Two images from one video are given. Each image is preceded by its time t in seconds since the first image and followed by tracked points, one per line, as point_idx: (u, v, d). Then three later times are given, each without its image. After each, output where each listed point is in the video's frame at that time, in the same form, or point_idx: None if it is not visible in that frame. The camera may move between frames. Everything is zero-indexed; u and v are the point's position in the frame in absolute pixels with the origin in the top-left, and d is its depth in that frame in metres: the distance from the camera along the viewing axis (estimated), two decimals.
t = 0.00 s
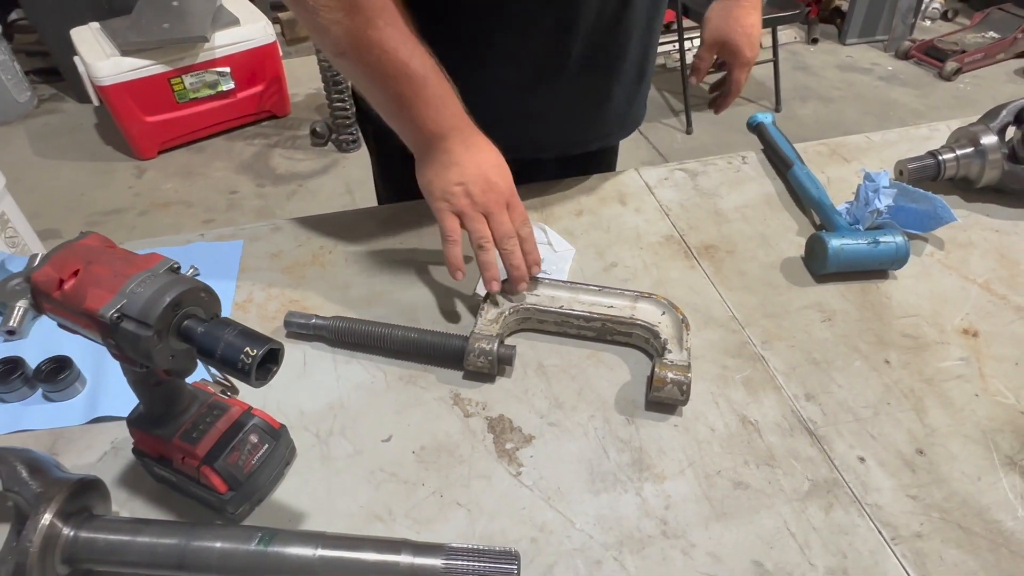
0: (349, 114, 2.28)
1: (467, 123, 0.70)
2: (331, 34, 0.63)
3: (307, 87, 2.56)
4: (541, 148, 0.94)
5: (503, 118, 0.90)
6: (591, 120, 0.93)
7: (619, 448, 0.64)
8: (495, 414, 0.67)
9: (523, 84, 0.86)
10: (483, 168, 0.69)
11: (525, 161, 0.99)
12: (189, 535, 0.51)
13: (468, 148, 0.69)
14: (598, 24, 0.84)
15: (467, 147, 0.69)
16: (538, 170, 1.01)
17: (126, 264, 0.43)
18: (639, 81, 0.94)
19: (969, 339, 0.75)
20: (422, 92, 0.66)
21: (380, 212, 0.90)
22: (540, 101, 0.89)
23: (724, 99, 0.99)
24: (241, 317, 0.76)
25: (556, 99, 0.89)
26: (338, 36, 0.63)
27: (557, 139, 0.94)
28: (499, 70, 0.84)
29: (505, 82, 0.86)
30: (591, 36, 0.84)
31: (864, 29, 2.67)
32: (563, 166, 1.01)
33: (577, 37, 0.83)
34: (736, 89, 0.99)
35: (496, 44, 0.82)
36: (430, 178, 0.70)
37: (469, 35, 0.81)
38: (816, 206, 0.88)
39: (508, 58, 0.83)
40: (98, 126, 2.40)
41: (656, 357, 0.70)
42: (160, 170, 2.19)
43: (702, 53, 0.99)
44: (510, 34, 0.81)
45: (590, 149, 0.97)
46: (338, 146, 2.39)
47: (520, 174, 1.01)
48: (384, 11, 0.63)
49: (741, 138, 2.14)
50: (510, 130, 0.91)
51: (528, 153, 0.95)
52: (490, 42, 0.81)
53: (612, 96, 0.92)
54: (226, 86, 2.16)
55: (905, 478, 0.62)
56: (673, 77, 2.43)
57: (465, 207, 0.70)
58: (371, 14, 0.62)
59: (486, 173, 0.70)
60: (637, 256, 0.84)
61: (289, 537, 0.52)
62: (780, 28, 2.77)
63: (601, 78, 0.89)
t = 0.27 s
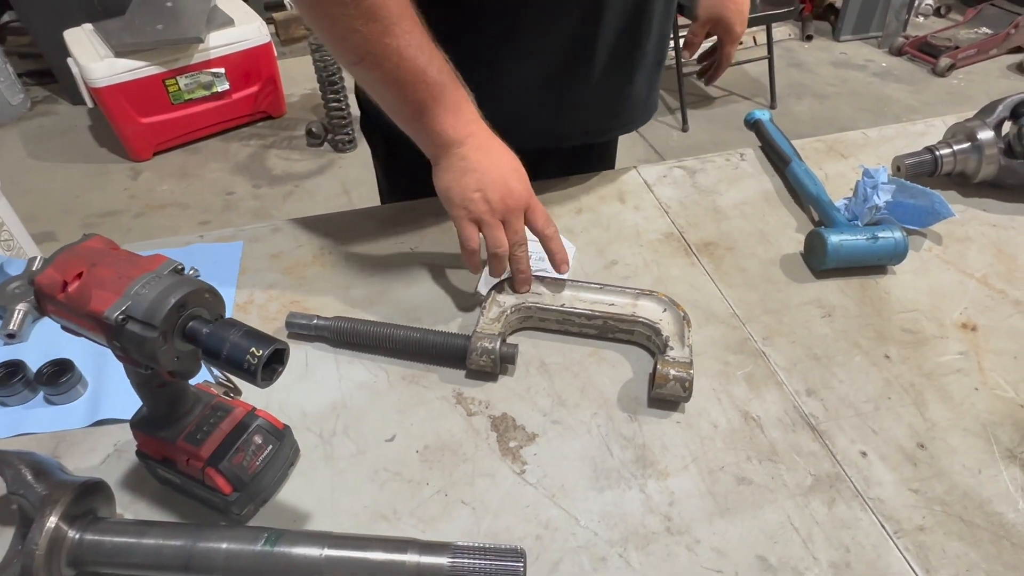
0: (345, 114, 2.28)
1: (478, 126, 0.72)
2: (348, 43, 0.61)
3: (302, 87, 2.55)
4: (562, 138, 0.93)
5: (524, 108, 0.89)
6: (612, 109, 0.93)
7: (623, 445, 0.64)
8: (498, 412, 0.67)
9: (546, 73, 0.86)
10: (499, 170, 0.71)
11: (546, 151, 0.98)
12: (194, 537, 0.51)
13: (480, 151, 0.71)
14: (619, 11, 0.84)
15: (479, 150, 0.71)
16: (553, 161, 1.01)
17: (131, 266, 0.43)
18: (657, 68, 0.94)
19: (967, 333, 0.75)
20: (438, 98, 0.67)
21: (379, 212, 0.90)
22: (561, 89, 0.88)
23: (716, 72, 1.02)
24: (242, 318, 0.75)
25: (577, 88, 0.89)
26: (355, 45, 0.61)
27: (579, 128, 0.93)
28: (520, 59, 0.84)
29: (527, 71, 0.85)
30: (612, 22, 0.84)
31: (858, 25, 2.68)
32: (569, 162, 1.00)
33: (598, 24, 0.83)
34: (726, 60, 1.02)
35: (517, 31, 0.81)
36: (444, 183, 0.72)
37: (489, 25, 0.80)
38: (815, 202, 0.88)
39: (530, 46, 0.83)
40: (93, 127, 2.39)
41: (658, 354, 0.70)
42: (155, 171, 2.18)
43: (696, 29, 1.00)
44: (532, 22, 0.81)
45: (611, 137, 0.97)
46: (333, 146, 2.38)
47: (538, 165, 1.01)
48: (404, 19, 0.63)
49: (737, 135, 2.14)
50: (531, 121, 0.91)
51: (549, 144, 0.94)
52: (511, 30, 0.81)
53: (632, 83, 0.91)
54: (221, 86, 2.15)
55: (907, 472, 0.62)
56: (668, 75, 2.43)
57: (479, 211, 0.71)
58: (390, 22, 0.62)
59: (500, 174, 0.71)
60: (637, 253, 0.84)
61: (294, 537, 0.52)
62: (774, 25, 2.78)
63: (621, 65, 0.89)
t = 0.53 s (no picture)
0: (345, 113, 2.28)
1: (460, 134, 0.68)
2: (325, 41, 0.60)
3: (303, 86, 2.55)
4: (561, 137, 0.93)
5: (526, 106, 0.89)
6: (610, 107, 0.93)
7: (624, 436, 0.65)
8: (501, 405, 0.67)
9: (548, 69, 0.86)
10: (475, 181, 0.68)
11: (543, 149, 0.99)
12: (201, 529, 0.52)
13: (458, 161, 0.68)
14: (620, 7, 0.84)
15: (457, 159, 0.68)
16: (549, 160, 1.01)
17: (136, 261, 0.44)
18: (651, 66, 0.95)
19: (967, 323, 0.75)
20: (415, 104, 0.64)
21: (381, 208, 0.90)
22: (561, 87, 0.88)
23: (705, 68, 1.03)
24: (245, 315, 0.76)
25: (579, 85, 0.89)
26: (332, 44, 0.60)
27: (577, 126, 0.93)
28: (524, 54, 0.84)
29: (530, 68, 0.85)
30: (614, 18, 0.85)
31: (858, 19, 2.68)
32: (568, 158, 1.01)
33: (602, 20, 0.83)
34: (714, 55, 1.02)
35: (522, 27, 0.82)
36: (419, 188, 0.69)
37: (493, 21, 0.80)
38: (815, 194, 0.88)
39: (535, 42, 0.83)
40: (94, 128, 2.40)
41: (659, 346, 0.71)
42: (157, 172, 2.19)
43: (688, 24, 0.99)
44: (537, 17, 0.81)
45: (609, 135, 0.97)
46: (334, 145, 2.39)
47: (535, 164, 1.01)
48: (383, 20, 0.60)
49: (737, 130, 2.15)
50: (531, 119, 0.91)
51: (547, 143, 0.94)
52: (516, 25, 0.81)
53: (630, 80, 0.92)
54: (221, 86, 2.15)
55: (907, 461, 0.63)
56: (668, 71, 2.43)
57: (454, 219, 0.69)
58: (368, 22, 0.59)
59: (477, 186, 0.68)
60: (638, 247, 0.84)
61: (300, 529, 0.52)
62: (774, 19, 2.78)
63: (620, 62, 0.89)
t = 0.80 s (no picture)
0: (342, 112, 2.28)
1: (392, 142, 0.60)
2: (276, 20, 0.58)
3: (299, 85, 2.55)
4: (556, 134, 0.94)
5: (520, 103, 0.89)
6: (606, 104, 0.93)
7: (622, 431, 0.64)
8: (498, 400, 0.67)
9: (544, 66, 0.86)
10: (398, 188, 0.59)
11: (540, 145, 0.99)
12: (197, 525, 0.51)
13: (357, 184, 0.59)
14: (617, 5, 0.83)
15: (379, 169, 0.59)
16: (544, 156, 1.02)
17: (128, 255, 0.43)
18: (646, 62, 0.94)
19: (965, 316, 0.75)
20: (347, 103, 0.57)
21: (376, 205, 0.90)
22: (557, 84, 0.88)
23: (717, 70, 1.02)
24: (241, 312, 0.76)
25: (575, 83, 0.89)
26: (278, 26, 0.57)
27: (572, 124, 0.93)
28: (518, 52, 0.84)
29: (525, 66, 0.85)
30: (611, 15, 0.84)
31: (854, 16, 2.69)
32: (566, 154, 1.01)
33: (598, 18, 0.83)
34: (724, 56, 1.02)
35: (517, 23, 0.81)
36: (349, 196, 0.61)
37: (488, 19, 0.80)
38: (812, 188, 0.88)
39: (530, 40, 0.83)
40: (90, 129, 2.39)
41: (656, 340, 0.71)
42: (153, 172, 2.18)
43: (695, 26, 0.98)
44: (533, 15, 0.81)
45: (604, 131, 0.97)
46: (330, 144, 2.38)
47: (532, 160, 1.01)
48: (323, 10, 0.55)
49: (733, 126, 2.15)
50: (526, 116, 0.91)
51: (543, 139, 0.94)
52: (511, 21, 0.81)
53: (626, 78, 0.92)
54: (217, 86, 2.15)
55: (906, 453, 0.63)
56: (665, 69, 2.44)
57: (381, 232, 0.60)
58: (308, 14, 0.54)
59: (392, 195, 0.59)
60: (635, 242, 0.84)
61: (297, 525, 0.52)
62: (771, 16, 2.78)
63: (617, 60, 0.89)
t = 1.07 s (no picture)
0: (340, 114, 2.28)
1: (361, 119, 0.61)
2: None
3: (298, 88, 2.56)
4: (557, 133, 0.94)
5: (518, 102, 0.89)
6: (605, 104, 0.93)
7: (619, 429, 0.65)
8: (495, 399, 0.67)
9: (541, 64, 0.87)
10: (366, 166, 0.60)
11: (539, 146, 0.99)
12: (194, 525, 0.51)
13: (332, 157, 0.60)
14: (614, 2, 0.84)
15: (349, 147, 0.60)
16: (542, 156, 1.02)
17: (124, 254, 0.44)
18: (646, 62, 0.94)
19: (960, 314, 0.76)
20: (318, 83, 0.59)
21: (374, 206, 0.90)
22: (555, 83, 0.89)
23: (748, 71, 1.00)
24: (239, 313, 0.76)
25: (572, 81, 0.89)
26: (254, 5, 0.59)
27: (571, 124, 0.93)
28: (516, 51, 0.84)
29: (522, 64, 0.86)
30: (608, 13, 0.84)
31: (852, 17, 2.70)
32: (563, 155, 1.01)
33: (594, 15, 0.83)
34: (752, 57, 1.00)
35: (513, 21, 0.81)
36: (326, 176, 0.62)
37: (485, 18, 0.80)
38: (808, 188, 0.89)
39: (527, 38, 0.83)
40: (89, 132, 2.40)
41: (653, 339, 0.71)
42: (152, 175, 2.19)
43: (716, 27, 0.98)
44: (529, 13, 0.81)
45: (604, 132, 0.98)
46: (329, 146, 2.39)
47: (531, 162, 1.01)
48: None
49: (730, 127, 2.16)
50: (524, 116, 0.91)
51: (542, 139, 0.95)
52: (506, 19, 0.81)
53: (624, 77, 0.92)
54: (216, 89, 2.15)
55: (901, 451, 0.63)
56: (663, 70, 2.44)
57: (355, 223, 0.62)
58: None
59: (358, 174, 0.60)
60: (631, 242, 0.84)
61: (293, 524, 0.52)
62: (768, 18, 2.79)
63: (615, 59, 0.89)
